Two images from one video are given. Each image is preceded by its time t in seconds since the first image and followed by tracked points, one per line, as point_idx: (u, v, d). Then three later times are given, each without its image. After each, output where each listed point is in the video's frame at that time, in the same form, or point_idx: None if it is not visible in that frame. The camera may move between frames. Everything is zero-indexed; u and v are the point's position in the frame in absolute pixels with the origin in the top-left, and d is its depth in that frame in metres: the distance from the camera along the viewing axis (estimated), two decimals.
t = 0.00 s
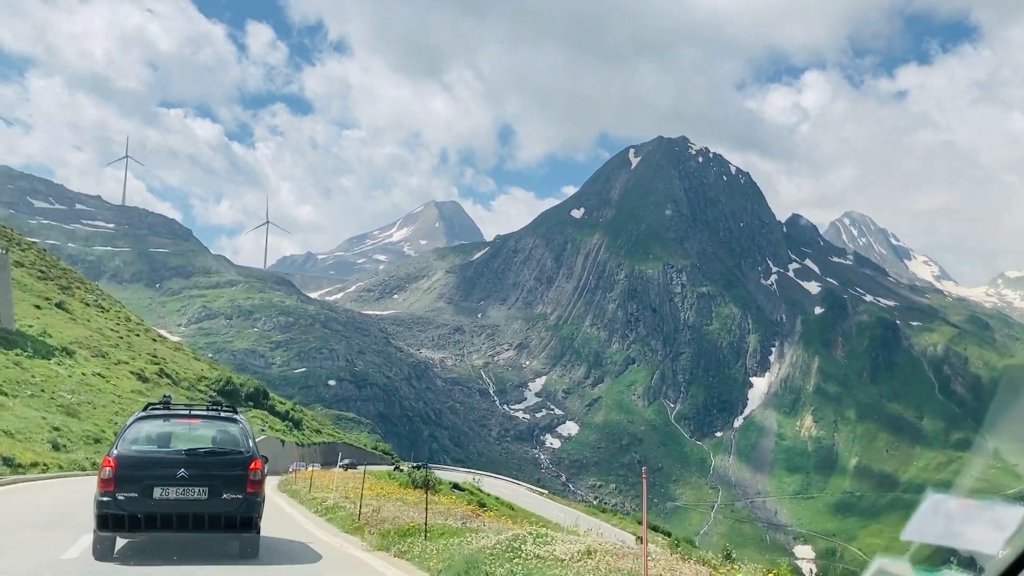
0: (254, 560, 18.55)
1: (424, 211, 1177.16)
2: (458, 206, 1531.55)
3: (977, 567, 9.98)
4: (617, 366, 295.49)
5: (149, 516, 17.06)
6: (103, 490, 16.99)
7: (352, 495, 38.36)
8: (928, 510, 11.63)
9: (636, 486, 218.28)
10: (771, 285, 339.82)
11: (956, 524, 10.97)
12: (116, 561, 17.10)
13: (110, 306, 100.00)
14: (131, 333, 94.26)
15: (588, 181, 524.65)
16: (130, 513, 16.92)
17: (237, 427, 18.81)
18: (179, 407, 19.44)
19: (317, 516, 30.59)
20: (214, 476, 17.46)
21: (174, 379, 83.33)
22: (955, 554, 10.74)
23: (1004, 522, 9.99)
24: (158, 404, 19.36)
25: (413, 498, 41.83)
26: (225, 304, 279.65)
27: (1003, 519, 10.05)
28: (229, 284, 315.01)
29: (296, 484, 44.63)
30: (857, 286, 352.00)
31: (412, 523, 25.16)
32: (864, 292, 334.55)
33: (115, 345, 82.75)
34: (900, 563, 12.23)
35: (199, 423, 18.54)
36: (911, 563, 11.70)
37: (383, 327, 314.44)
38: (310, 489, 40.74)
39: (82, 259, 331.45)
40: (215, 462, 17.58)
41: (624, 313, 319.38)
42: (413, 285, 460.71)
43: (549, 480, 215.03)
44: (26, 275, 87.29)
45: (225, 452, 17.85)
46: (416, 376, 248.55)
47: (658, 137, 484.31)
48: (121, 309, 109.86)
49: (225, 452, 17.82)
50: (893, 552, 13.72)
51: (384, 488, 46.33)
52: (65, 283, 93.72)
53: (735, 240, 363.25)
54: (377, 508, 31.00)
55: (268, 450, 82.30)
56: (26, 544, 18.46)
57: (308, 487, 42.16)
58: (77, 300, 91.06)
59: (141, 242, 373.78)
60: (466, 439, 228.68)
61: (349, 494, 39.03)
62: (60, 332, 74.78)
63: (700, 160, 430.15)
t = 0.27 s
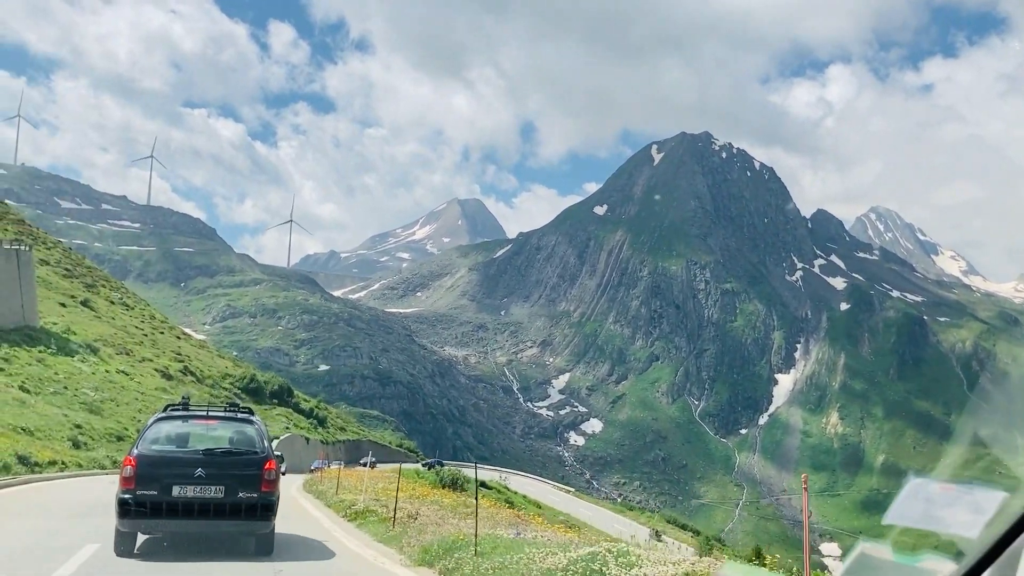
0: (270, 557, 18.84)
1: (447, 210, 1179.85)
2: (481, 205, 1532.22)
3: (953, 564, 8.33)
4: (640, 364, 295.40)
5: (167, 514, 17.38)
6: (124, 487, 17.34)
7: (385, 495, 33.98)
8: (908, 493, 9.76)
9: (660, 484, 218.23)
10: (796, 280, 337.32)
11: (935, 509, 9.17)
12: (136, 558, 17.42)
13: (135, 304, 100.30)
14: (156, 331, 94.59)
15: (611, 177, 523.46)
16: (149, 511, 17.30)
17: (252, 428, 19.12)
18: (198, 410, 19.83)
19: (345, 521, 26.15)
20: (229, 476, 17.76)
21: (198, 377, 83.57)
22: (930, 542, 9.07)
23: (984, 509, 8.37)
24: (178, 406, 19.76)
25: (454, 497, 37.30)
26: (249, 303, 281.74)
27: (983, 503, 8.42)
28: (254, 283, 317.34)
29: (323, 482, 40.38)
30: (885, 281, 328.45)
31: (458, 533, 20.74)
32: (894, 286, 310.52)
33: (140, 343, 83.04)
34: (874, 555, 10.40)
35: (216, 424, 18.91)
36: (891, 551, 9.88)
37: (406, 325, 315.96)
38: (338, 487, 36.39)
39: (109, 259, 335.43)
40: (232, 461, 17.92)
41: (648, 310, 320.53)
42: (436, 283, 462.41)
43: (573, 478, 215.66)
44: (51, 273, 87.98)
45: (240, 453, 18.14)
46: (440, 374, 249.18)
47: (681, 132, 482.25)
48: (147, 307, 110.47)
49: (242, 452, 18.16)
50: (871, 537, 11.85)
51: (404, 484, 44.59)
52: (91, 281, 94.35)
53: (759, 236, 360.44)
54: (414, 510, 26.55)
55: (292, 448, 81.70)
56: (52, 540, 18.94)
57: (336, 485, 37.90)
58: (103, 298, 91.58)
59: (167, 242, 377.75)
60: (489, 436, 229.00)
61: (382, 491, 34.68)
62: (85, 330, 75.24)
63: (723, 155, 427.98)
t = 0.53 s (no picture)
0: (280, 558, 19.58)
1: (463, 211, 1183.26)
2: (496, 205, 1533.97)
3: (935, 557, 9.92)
4: (656, 364, 295.72)
5: (181, 515, 18.25)
6: (138, 490, 18.20)
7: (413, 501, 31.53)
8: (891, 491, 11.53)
9: (677, 484, 218.63)
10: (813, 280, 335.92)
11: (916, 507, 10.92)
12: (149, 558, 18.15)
13: (151, 305, 100.70)
14: (172, 332, 95.05)
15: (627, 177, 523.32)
16: (161, 513, 18.16)
17: (262, 433, 19.92)
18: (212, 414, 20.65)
19: (373, 533, 23.82)
20: (239, 479, 18.53)
21: (214, 378, 83.94)
22: (914, 536, 10.80)
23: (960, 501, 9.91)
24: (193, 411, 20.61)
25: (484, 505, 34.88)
26: (266, 304, 283.28)
27: (960, 499, 9.94)
28: (271, 285, 319.10)
29: (342, 484, 37.87)
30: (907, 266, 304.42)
31: (509, 559, 18.82)
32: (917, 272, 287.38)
33: (156, 344, 83.41)
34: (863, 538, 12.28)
35: (228, 429, 19.75)
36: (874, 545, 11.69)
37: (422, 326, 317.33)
38: (360, 492, 34.01)
39: (127, 261, 337.98)
40: (241, 465, 18.67)
41: (665, 311, 321.61)
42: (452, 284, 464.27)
43: (589, 478, 216.45)
44: (68, 274, 88.44)
45: (250, 456, 18.93)
46: (456, 374, 249.84)
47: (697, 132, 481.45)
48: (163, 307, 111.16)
49: (251, 457, 18.92)
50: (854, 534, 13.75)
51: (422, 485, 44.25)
52: (108, 282, 94.83)
53: (776, 235, 359.16)
54: (449, 527, 24.39)
55: (309, 450, 82.16)
56: (70, 539, 19.89)
57: (355, 488, 35.50)
58: (120, 299, 91.99)
59: (184, 244, 380.29)
60: (506, 436, 229.37)
61: (408, 500, 32.18)
62: (101, 331, 75.76)
63: (739, 154, 427.13)
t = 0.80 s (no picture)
0: (283, 561, 19.88)
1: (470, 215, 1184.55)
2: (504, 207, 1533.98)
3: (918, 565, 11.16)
4: (665, 366, 295.52)
5: (188, 522, 18.48)
6: (145, 498, 18.52)
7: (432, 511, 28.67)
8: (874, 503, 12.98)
9: (686, 486, 218.53)
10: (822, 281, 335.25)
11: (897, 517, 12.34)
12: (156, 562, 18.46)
13: (158, 309, 100.43)
14: (180, 336, 94.43)
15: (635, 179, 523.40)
16: (167, 519, 18.43)
17: (264, 442, 20.30)
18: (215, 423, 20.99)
19: (392, 551, 20.99)
20: (243, 486, 18.85)
21: (223, 382, 83.45)
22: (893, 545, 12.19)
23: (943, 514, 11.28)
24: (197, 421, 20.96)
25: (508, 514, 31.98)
26: (275, 309, 283.99)
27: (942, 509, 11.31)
28: (280, 289, 319.87)
29: (353, 496, 35.16)
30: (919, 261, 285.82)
31: None
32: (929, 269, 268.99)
33: (163, 348, 82.26)
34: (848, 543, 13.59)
35: (231, 438, 20.11)
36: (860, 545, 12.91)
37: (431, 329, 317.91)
38: (372, 501, 31.18)
39: (136, 266, 339.39)
40: (245, 473, 18.99)
41: (673, 313, 321.03)
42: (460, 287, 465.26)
43: (598, 481, 216.56)
44: (75, 277, 86.75)
45: (254, 464, 19.26)
46: (465, 378, 250.11)
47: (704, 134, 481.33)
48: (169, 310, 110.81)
49: (254, 464, 19.27)
50: (841, 539, 15.27)
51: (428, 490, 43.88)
52: (115, 285, 93.78)
53: (784, 236, 358.51)
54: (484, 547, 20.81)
55: (318, 454, 82.38)
56: (76, 548, 20.10)
57: (367, 498, 32.74)
58: (127, 303, 90.96)
59: (193, 249, 381.85)
60: (515, 439, 229.45)
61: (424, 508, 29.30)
62: (108, 334, 73.98)
63: (747, 156, 426.58)
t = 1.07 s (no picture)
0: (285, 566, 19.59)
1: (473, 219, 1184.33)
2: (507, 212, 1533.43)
3: None
4: (670, 370, 294.25)
5: (190, 527, 18.29)
6: (150, 503, 18.35)
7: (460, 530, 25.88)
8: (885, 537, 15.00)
9: (692, 491, 217.85)
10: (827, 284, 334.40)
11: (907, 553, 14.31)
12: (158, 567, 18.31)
13: (162, 314, 100.11)
14: (184, 341, 93.84)
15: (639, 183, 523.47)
16: (171, 525, 18.21)
17: (267, 447, 20.04)
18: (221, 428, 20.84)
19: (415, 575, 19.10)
20: (244, 490, 18.61)
21: (226, 387, 82.78)
22: None
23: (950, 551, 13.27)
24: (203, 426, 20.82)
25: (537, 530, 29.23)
26: (279, 314, 283.77)
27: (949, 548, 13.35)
28: (283, 294, 319.67)
29: (363, 511, 32.22)
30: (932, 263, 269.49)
31: None
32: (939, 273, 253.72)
33: (166, 353, 81.30)
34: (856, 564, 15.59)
35: (233, 443, 19.88)
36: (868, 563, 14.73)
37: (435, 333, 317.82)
38: (388, 519, 28.32)
39: (140, 272, 339.43)
40: (245, 478, 18.76)
41: (678, 317, 319.47)
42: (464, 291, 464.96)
43: (603, 486, 215.94)
44: (77, 281, 85.72)
45: (255, 468, 19.03)
46: (469, 382, 249.74)
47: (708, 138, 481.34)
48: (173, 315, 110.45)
49: (255, 468, 19.04)
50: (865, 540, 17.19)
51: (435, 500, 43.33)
52: (118, 290, 93.11)
53: (788, 239, 358.12)
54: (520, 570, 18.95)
55: (321, 459, 81.75)
56: (79, 550, 19.85)
57: (380, 514, 29.81)
58: (130, 307, 90.32)
59: (197, 254, 382.03)
60: (519, 444, 228.85)
61: (450, 528, 26.44)
62: (110, 338, 72.62)
63: (751, 158, 426.25)
